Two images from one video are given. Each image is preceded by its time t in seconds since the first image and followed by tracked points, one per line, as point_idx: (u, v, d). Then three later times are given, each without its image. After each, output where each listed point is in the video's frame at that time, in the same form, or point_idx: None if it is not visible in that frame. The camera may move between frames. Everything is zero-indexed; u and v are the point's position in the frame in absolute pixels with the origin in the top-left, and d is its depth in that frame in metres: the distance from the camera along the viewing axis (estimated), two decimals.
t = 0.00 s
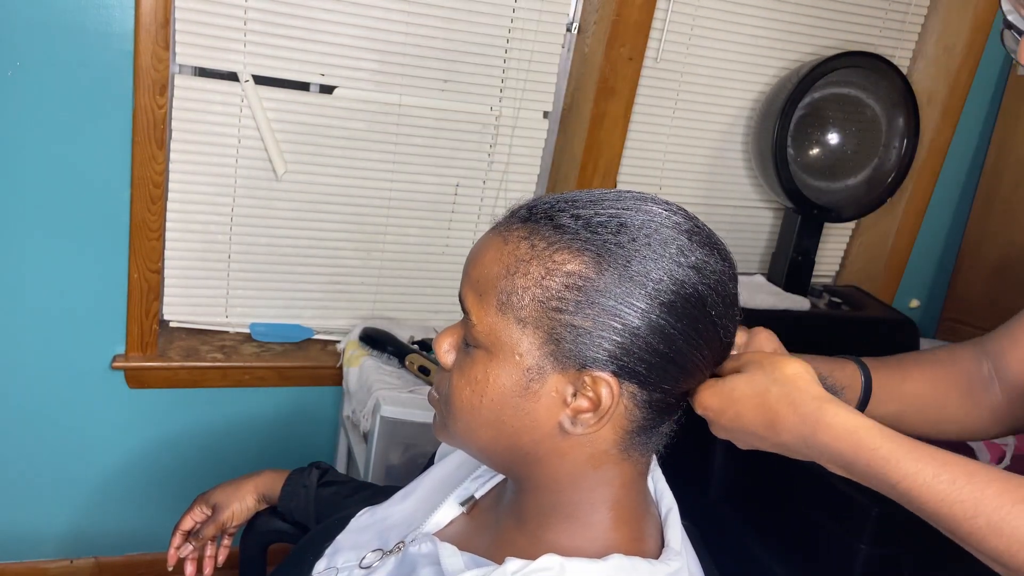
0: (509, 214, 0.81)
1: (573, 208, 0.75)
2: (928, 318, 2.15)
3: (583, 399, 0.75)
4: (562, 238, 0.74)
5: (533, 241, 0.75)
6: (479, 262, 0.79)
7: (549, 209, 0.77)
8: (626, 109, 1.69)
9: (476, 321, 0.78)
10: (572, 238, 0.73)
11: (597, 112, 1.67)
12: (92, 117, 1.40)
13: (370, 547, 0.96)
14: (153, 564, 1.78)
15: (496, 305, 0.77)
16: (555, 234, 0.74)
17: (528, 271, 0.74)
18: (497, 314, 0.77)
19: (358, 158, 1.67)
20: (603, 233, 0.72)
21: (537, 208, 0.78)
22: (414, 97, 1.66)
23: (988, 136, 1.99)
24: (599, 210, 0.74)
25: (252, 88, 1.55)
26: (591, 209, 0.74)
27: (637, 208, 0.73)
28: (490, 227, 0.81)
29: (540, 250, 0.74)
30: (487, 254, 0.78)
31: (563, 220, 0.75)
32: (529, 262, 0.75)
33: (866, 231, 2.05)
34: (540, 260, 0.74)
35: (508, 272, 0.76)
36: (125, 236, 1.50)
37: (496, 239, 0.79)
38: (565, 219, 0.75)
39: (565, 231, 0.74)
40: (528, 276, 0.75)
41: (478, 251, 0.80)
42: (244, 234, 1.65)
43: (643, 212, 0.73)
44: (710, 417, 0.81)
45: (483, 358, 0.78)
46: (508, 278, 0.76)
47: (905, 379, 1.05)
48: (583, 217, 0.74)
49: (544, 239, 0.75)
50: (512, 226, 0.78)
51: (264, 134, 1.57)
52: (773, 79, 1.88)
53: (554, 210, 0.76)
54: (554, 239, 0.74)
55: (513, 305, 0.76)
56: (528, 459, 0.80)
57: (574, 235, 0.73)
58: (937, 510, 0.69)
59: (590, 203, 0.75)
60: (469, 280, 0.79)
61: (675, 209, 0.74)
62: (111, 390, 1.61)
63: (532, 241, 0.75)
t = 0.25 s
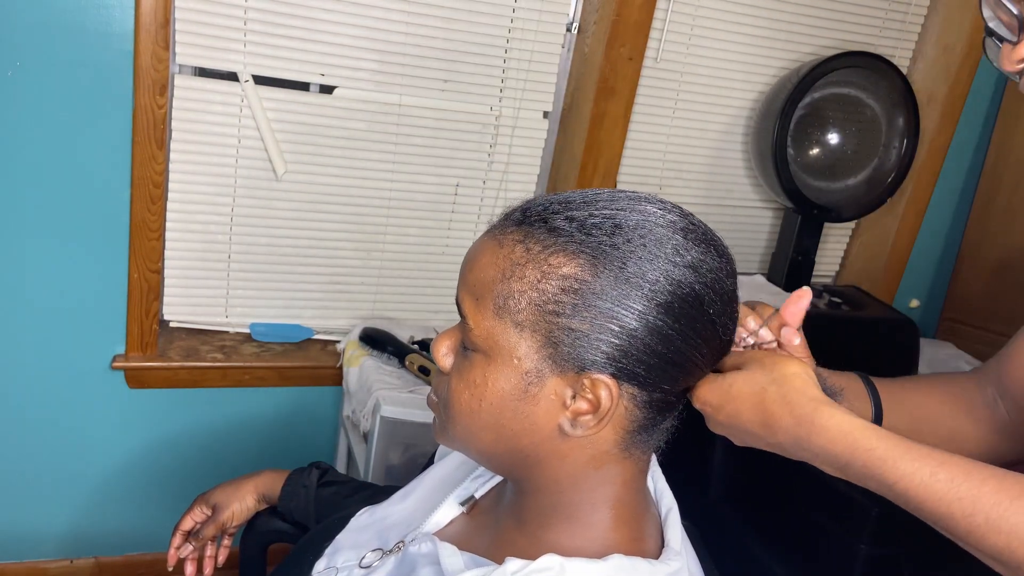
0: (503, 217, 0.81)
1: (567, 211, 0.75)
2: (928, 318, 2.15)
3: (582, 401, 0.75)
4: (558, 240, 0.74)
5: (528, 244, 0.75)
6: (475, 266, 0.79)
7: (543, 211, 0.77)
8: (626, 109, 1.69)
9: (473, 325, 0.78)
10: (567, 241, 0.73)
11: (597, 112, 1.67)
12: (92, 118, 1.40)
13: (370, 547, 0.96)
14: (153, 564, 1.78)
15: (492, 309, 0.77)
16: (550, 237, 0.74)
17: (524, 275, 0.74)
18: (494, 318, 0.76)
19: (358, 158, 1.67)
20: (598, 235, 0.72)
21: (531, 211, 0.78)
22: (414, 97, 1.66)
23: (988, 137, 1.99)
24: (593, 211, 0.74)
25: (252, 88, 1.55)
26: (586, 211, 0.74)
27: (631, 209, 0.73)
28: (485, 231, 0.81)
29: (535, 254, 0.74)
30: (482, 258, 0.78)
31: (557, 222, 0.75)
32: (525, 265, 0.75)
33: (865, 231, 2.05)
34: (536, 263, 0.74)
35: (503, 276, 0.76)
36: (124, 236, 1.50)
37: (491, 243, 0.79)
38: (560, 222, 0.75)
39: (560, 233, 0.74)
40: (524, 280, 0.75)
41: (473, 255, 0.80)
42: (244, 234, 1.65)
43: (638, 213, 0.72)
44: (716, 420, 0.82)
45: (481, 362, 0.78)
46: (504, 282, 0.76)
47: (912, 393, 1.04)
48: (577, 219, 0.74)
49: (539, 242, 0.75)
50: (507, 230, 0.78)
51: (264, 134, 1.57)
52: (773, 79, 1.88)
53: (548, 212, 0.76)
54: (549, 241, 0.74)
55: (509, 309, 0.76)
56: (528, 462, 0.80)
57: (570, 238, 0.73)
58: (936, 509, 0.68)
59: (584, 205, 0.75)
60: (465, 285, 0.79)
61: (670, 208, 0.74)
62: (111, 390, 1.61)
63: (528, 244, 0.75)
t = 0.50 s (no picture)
0: (500, 217, 0.81)
1: (564, 209, 0.75)
2: (927, 318, 2.15)
3: (582, 399, 0.75)
4: (555, 240, 0.74)
5: (526, 244, 0.75)
6: (472, 267, 0.78)
7: (539, 211, 0.77)
8: (626, 108, 1.69)
9: (471, 326, 0.78)
10: (564, 240, 0.73)
11: (597, 112, 1.67)
12: (92, 118, 1.40)
13: (370, 546, 0.96)
14: (153, 564, 1.78)
15: (491, 309, 0.76)
16: (547, 236, 0.74)
17: (522, 274, 0.74)
18: (492, 318, 0.76)
19: (358, 158, 1.67)
20: (595, 233, 0.72)
21: (528, 211, 0.78)
22: (414, 97, 1.66)
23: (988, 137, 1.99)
24: (590, 209, 0.74)
25: (252, 88, 1.55)
26: (583, 209, 0.74)
27: (628, 207, 0.73)
28: (482, 231, 0.80)
29: (533, 253, 0.74)
30: (480, 258, 0.78)
31: (554, 221, 0.75)
32: (522, 265, 0.74)
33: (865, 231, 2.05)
34: (533, 262, 0.74)
35: (501, 276, 0.76)
36: (124, 236, 1.50)
37: (488, 243, 0.78)
38: (557, 221, 0.74)
39: (557, 233, 0.74)
40: (521, 280, 0.74)
41: (471, 255, 0.80)
42: (244, 234, 1.65)
43: (635, 210, 0.72)
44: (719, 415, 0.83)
45: (480, 362, 0.78)
46: (502, 282, 0.76)
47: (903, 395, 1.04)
48: (574, 218, 0.74)
49: (536, 241, 0.74)
50: (503, 230, 0.78)
51: (264, 134, 1.57)
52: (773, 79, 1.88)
53: (544, 211, 0.76)
54: (546, 241, 0.74)
55: (508, 309, 0.76)
56: (529, 461, 0.80)
57: (567, 237, 0.73)
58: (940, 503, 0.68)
59: (580, 203, 0.75)
60: (463, 285, 0.79)
61: (666, 204, 0.74)
62: (111, 390, 1.61)
63: (525, 244, 0.75)
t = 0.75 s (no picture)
0: (497, 218, 0.81)
1: (560, 209, 0.75)
2: (927, 318, 2.15)
3: (581, 399, 0.75)
4: (552, 239, 0.74)
5: (523, 244, 0.75)
6: (470, 268, 0.78)
7: (536, 211, 0.77)
8: (626, 108, 1.69)
9: (469, 327, 0.78)
10: (562, 240, 0.73)
11: (596, 112, 1.67)
12: (93, 118, 1.40)
13: (370, 546, 0.96)
14: (153, 564, 1.78)
15: (489, 310, 0.76)
16: (544, 236, 0.74)
17: (519, 274, 0.74)
18: (490, 318, 0.76)
19: (358, 158, 1.67)
20: (592, 233, 0.72)
21: (524, 211, 0.78)
22: (414, 97, 1.66)
23: (987, 137, 1.99)
24: (587, 209, 0.74)
25: (252, 88, 1.55)
26: (579, 209, 0.74)
27: (624, 206, 0.73)
28: (479, 232, 0.80)
29: (530, 253, 0.74)
30: (477, 259, 0.78)
31: (550, 221, 0.75)
32: (520, 265, 0.74)
33: (865, 230, 2.05)
34: (530, 263, 0.74)
35: (498, 277, 0.76)
36: (125, 236, 1.50)
37: (485, 243, 0.78)
38: (554, 221, 0.74)
39: (554, 232, 0.74)
40: (519, 280, 0.74)
41: (468, 256, 0.80)
42: (245, 234, 1.65)
43: (631, 209, 0.72)
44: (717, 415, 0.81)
45: (478, 363, 0.78)
46: (499, 283, 0.76)
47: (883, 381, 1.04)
48: (571, 218, 0.74)
49: (533, 241, 0.75)
50: (500, 231, 0.78)
51: (264, 134, 1.57)
52: (773, 78, 1.88)
53: (541, 211, 0.76)
54: (543, 241, 0.74)
55: (506, 309, 0.76)
56: (528, 461, 0.80)
57: (564, 237, 0.73)
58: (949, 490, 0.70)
59: (577, 203, 0.74)
60: (461, 286, 0.79)
61: (663, 203, 0.74)
62: (111, 390, 1.61)
63: (522, 244, 0.75)
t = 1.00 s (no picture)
0: (497, 218, 0.81)
1: (561, 210, 0.75)
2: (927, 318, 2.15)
3: (581, 399, 0.75)
4: (553, 240, 0.74)
5: (524, 245, 0.75)
6: (471, 268, 0.78)
7: (537, 211, 0.77)
8: (626, 108, 1.69)
9: (470, 327, 0.78)
10: (563, 240, 0.73)
11: (596, 112, 1.67)
12: (93, 118, 1.40)
13: (369, 546, 0.96)
14: (153, 563, 1.78)
15: (490, 310, 0.76)
16: (545, 237, 0.74)
17: (520, 275, 0.74)
18: (491, 318, 0.76)
19: (358, 158, 1.67)
20: (593, 233, 0.72)
21: (526, 211, 0.77)
22: (414, 97, 1.66)
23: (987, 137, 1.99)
24: (588, 210, 0.74)
25: (252, 88, 1.55)
26: (580, 209, 0.74)
27: (625, 207, 0.73)
28: (480, 232, 0.80)
29: (531, 254, 0.74)
30: (478, 259, 0.78)
31: (552, 222, 0.75)
32: (521, 266, 0.74)
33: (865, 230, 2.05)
34: (531, 263, 0.74)
35: (499, 277, 0.76)
36: (125, 236, 1.50)
37: (486, 244, 0.78)
38: (555, 222, 0.74)
39: (556, 233, 0.74)
40: (520, 280, 0.74)
41: (469, 256, 0.80)
42: (245, 234, 1.65)
43: (632, 210, 0.72)
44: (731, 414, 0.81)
45: (479, 363, 0.78)
46: (500, 283, 0.76)
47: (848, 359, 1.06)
48: (572, 219, 0.74)
49: (534, 242, 0.75)
50: (501, 231, 0.78)
51: (264, 134, 1.57)
52: (773, 79, 1.88)
53: (542, 212, 0.76)
54: (544, 241, 0.74)
55: (507, 310, 0.75)
56: (529, 462, 0.80)
57: (565, 237, 0.73)
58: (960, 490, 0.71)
59: (578, 204, 0.74)
60: (461, 286, 0.79)
61: (664, 204, 0.74)
62: (111, 390, 1.61)
63: (523, 245, 0.75)
